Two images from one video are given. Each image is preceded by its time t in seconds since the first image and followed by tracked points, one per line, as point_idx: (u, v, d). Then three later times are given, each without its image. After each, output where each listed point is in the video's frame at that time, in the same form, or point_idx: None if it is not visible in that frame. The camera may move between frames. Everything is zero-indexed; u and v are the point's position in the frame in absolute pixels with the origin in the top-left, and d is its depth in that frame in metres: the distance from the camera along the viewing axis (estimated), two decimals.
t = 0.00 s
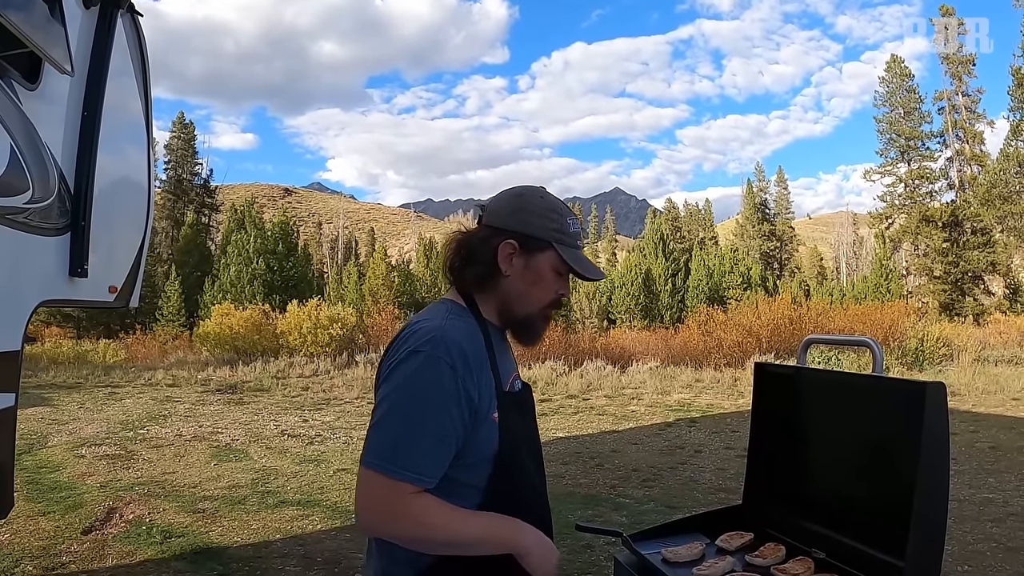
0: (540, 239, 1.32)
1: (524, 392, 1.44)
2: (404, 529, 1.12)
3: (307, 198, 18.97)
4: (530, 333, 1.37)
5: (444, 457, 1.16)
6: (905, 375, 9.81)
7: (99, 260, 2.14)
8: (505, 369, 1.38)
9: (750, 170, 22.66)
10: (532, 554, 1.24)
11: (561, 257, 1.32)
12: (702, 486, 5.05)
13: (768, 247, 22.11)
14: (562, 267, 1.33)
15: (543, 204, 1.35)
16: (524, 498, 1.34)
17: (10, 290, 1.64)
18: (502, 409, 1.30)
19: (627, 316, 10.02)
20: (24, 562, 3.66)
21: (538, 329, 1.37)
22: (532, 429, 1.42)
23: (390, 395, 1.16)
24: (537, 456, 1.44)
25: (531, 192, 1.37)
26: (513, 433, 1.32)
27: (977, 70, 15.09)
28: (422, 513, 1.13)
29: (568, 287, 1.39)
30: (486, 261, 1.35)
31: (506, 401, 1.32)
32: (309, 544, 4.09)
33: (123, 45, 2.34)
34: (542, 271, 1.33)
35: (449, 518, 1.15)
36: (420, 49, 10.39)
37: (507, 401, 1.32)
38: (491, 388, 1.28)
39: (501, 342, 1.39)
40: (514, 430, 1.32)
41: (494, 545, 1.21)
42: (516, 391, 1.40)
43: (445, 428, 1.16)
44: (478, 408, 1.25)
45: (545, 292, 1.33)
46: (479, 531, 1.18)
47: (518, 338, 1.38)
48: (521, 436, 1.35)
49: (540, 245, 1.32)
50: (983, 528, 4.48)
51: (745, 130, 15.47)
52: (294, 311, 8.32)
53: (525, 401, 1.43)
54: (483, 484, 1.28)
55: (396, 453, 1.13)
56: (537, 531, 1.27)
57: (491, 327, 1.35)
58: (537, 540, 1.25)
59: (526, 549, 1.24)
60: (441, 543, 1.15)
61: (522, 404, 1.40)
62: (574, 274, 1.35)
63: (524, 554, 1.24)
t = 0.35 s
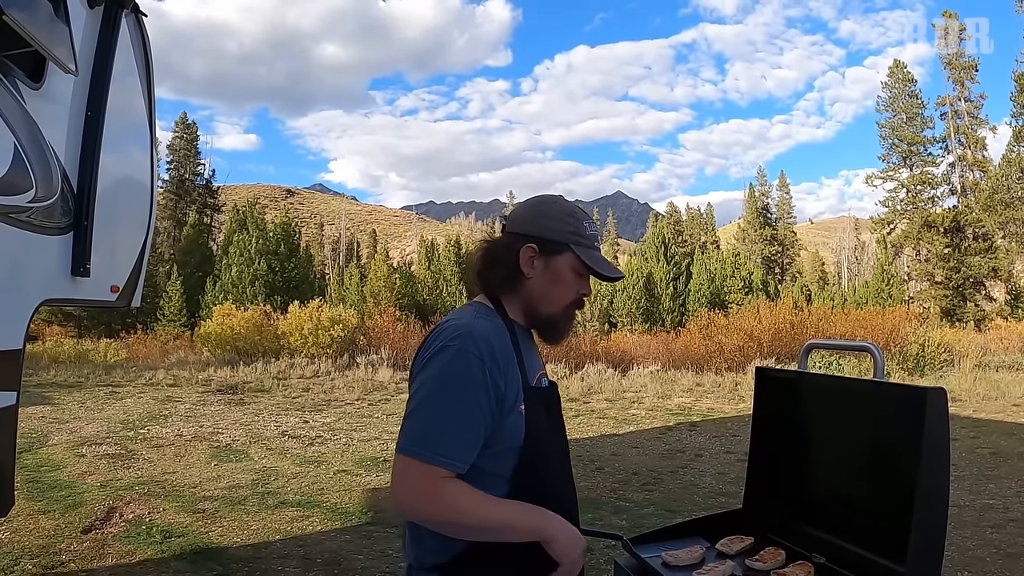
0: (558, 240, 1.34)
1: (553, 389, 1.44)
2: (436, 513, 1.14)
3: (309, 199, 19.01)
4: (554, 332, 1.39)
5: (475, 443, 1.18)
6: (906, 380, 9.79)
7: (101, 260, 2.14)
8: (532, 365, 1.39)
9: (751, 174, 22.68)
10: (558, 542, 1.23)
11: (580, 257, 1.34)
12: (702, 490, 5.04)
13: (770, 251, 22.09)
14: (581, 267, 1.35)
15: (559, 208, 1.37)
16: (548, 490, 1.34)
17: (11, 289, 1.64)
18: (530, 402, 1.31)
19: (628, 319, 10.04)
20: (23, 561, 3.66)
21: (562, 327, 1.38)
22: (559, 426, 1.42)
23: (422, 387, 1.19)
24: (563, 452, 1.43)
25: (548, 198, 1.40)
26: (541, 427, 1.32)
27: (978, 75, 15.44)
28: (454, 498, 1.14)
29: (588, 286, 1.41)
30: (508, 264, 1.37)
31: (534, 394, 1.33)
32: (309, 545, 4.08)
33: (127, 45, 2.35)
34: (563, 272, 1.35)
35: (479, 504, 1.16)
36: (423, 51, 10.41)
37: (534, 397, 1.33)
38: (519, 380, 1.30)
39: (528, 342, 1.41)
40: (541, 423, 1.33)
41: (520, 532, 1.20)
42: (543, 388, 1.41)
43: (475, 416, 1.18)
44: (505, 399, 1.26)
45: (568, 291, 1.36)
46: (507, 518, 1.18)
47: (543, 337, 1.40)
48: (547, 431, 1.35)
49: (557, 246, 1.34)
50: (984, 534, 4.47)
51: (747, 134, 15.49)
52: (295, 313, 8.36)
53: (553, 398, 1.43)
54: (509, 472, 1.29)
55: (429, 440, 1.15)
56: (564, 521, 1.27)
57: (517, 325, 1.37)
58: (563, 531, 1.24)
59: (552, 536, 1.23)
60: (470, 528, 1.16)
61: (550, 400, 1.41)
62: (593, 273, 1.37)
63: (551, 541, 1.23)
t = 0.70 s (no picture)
0: (526, 233, 1.36)
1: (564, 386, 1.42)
2: (437, 496, 1.13)
3: (311, 198, 19.04)
4: (549, 323, 1.38)
5: (476, 430, 1.18)
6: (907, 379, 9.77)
7: (104, 258, 2.15)
8: (541, 360, 1.38)
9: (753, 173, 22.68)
10: (561, 532, 1.21)
11: (548, 243, 1.35)
12: (704, 488, 5.04)
13: (772, 250, 22.06)
14: (555, 252, 1.35)
15: (532, 204, 1.42)
16: (557, 483, 1.32)
17: (13, 286, 1.65)
18: (535, 395, 1.30)
19: (629, 318, 10.09)
20: (25, 558, 3.66)
21: (554, 315, 1.37)
22: (569, 421, 1.40)
23: (425, 378, 1.21)
24: (575, 447, 1.41)
25: (529, 201, 1.46)
26: (547, 419, 1.31)
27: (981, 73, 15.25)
28: (454, 483, 1.13)
29: (576, 270, 1.39)
30: (499, 270, 1.44)
31: (539, 387, 1.31)
32: (310, 543, 4.08)
33: (129, 44, 2.35)
34: (538, 263, 1.36)
35: (481, 488, 1.14)
36: (424, 50, 10.40)
37: (540, 390, 1.32)
38: (523, 373, 1.29)
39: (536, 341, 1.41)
40: (548, 415, 1.31)
41: (523, 520, 1.17)
42: (553, 384, 1.38)
43: (476, 404, 1.19)
44: (508, 390, 1.26)
45: (549, 279, 1.36)
46: (509, 505, 1.16)
47: (543, 332, 1.39)
48: (554, 423, 1.33)
49: (527, 240, 1.37)
50: (984, 533, 4.47)
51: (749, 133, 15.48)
52: (297, 310, 8.37)
53: (564, 395, 1.41)
54: (514, 462, 1.27)
55: (431, 425, 1.16)
56: (567, 511, 1.24)
57: (528, 332, 1.37)
58: (565, 520, 1.22)
59: (554, 525, 1.21)
60: (473, 514, 1.14)
61: (561, 396, 1.39)
62: (569, 256, 1.36)
63: (554, 531, 1.21)
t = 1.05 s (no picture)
0: (515, 236, 1.41)
1: (567, 388, 1.41)
2: (438, 493, 1.12)
3: (310, 199, 19.06)
4: (543, 322, 1.37)
5: (477, 428, 1.18)
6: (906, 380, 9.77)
7: (103, 259, 2.15)
8: (544, 363, 1.38)
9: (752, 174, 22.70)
10: (561, 532, 1.20)
11: (533, 241, 1.37)
12: (703, 489, 5.05)
13: (771, 251, 22.05)
14: (542, 250, 1.38)
15: (526, 210, 1.46)
16: (557, 482, 1.32)
17: (12, 287, 1.64)
18: (536, 396, 1.30)
19: (629, 319, 10.17)
20: (24, 559, 3.66)
21: (546, 313, 1.36)
22: (571, 422, 1.40)
23: (428, 375, 1.20)
24: (576, 448, 1.41)
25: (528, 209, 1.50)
26: (548, 420, 1.31)
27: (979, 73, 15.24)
28: (455, 480, 1.12)
29: (566, 267, 1.39)
30: (501, 277, 1.48)
31: (540, 388, 1.31)
32: (309, 544, 4.08)
33: (128, 45, 2.35)
34: (528, 262, 1.39)
35: (482, 485, 1.13)
36: (424, 51, 10.40)
37: (542, 390, 1.32)
38: (524, 374, 1.29)
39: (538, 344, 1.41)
40: (549, 416, 1.31)
41: (523, 518, 1.17)
42: (556, 386, 1.38)
43: (478, 402, 1.18)
44: (509, 390, 1.26)
45: (538, 278, 1.38)
46: (509, 503, 1.15)
47: (541, 333, 1.39)
48: (555, 424, 1.33)
49: (518, 241, 1.41)
50: (984, 533, 4.47)
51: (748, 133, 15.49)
52: (295, 312, 8.28)
53: (567, 396, 1.40)
54: (515, 461, 1.27)
55: (433, 422, 1.15)
56: (567, 510, 1.23)
57: (527, 334, 1.36)
58: (565, 518, 1.21)
59: (554, 524, 1.20)
60: (474, 511, 1.13)
61: (564, 398, 1.39)
62: (557, 253, 1.37)
63: (553, 531, 1.20)
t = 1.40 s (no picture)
0: (514, 239, 1.41)
1: (567, 393, 1.41)
2: (435, 495, 1.12)
3: (311, 201, 19.08)
4: (543, 324, 1.37)
5: (475, 430, 1.18)
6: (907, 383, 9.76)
7: (104, 260, 2.15)
8: (544, 367, 1.38)
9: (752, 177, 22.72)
10: (556, 536, 1.21)
11: (531, 244, 1.37)
12: (703, 492, 5.05)
13: (772, 253, 22.05)
14: (540, 252, 1.38)
15: (523, 213, 1.46)
16: (555, 485, 1.32)
17: (13, 287, 1.64)
18: (535, 399, 1.30)
19: (629, 321, 10.21)
20: (24, 560, 3.66)
21: (546, 315, 1.36)
22: (569, 425, 1.39)
23: (427, 377, 1.21)
24: (575, 453, 1.41)
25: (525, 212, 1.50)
26: (547, 424, 1.30)
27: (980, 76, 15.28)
28: (452, 482, 1.13)
29: (564, 268, 1.39)
30: (501, 281, 1.48)
31: (539, 391, 1.31)
32: (310, 545, 4.08)
33: (130, 46, 2.35)
34: (526, 266, 1.39)
35: (479, 488, 1.14)
36: (425, 52, 10.42)
37: (542, 394, 1.32)
38: (524, 377, 1.29)
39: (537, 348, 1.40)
40: (548, 419, 1.31)
41: (518, 522, 1.17)
42: (556, 390, 1.38)
43: (476, 404, 1.19)
44: (507, 393, 1.26)
45: (537, 280, 1.38)
46: (506, 506, 1.15)
47: (541, 336, 1.38)
48: (554, 428, 1.33)
49: (517, 244, 1.41)
50: (985, 536, 4.47)
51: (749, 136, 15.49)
52: (297, 313, 8.27)
53: (566, 401, 1.40)
54: (512, 464, 1.27)
55: (430, 424, 1.15)
56: (562, 515, 1.24)
57: (527, 337, 1.36)
58: (560, 524, 1.22)
59: (549, 529, 1.20)
60: (471, 513, 1.13)
61: (564, 402, 1.38)
62: (555, 255, 1.37)
63: (548, 536, 1.20)
